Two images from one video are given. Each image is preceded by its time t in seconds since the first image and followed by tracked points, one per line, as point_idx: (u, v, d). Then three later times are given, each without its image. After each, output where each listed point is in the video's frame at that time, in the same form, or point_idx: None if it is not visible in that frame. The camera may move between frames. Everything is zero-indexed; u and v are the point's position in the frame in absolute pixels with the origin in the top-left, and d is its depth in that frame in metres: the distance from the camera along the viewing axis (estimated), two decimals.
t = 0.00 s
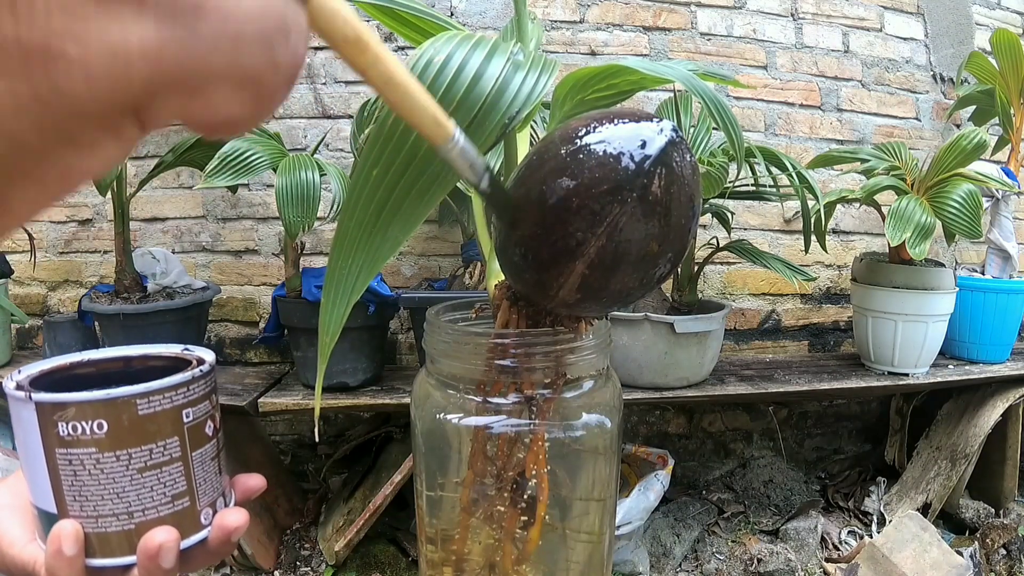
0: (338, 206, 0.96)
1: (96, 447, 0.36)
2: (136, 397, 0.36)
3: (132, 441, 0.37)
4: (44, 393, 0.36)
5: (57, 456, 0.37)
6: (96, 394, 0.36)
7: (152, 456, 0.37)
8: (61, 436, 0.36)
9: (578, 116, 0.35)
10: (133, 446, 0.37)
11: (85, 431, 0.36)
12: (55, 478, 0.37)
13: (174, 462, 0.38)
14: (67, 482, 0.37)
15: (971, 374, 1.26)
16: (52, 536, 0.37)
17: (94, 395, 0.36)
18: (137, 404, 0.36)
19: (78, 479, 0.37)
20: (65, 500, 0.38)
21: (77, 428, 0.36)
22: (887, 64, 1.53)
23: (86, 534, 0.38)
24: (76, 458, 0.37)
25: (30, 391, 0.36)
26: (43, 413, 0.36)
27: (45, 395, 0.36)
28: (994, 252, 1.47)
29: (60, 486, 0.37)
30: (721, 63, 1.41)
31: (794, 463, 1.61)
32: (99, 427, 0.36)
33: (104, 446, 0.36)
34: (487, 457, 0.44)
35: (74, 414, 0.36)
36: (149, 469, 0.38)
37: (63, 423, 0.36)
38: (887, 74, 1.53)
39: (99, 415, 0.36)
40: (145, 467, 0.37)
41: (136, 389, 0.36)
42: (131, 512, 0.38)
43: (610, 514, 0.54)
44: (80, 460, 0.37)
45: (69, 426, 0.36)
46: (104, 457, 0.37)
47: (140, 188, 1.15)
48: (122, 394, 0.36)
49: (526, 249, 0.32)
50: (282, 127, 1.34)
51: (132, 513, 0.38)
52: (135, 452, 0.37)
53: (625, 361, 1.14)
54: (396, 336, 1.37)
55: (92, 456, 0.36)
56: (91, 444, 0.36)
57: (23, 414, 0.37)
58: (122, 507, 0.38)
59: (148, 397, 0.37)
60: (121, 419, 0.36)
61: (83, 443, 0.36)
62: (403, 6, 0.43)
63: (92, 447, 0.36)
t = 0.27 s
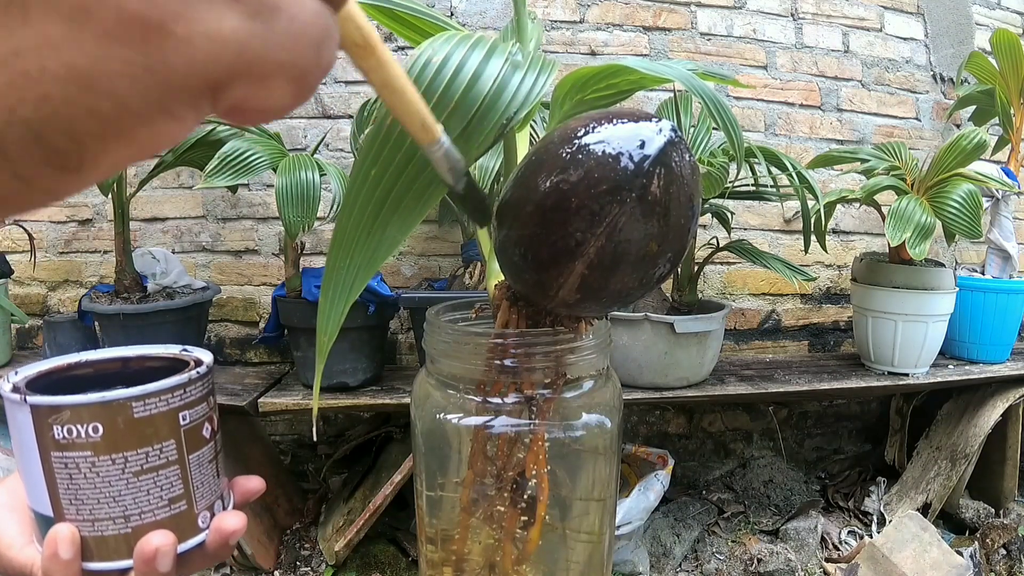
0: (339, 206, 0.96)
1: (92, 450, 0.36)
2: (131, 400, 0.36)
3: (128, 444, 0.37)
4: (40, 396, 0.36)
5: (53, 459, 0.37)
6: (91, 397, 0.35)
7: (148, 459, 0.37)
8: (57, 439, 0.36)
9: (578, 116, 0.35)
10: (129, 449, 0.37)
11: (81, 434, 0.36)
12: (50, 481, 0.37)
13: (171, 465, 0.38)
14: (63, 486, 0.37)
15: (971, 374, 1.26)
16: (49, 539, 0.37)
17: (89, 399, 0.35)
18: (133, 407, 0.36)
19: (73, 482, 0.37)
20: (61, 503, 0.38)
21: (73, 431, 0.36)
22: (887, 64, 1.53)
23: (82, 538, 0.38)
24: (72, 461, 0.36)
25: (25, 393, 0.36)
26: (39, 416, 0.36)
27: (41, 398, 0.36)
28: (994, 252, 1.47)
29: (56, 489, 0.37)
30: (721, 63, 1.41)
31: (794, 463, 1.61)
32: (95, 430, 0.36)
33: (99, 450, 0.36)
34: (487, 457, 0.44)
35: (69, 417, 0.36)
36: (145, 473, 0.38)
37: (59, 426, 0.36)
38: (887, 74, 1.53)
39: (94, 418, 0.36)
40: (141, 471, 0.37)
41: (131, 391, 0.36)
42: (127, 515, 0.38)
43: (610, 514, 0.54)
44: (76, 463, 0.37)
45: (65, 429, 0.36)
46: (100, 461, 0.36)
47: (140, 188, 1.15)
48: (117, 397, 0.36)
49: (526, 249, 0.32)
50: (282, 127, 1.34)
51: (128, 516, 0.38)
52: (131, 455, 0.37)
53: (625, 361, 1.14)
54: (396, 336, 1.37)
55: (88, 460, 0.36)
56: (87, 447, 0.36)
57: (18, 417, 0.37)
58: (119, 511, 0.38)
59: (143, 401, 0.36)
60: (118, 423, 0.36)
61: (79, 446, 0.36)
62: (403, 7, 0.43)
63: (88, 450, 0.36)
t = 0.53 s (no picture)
0: (339, 206, 0.97)
1: (90, 443, 0.36)
2: (129, 392, 0.36)
3: (126, 436, 0.37)
4: (39, 389, 0.36)
5: (52, 452, 0.37)
6: (89, 388, 0.36)
7: (146, 451, 0.37)
8: (56, 432, 0.36)
9: (578, 116, 0.35)
10: (127, 441, 0.37)
11: (79, 427, 0.36)
12: (49, 474, 0.37)
13: (169, 458, 0.38)
14: (62, 478, 0.37)
15: (971, 374, 1.26)
16: (47, 531, 0.37)
17: (88, 391, 0.36)
18: (131, 399, 0.36)
19: (72, 475, 0.37)
20: (60, 496, 0.38)
21: (71, 423, 0.36)
22: (887, 64, 1.53)
23: (81, 530, 0.38)
24: (71, 453, 0.37)
25: (24, 386, 0.36)
26: (37, 408, 0.36)
27: (40, 390, 0.36)
28: (994, 252, 1.47)
29: (56, 482, 0.37)
30: (721, 63, 1.41)
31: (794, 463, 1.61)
32: (93, 422, 0.36)
33: (98, 442, 0.36)
34: (488, 457, 0.44)
35: (68, 409, 0.36)
36: (144, 465, 0.38)
37: (57, 418, 0.36)
38: (887, 74, 1.53)
39: (92, 410, 0.36)
40: (140, 463, 0.37)
41: (128, 383, 0.36)
42: (126, 508, 0.38)
43: (610, 513, 0.54)
44: (74, 455, 0.37)
45: (63, 422, 0.36)
46: (98, 453, 0.37)
47: (140, 188, 1.15)
48: (115, 389, 0.36)
49: (526, 249, 0.32)
50: (282, 126, 1.34)
51: (127, 509, 0.38)
52: (129, 447, 0.37)
53: (625, 361, 1.14)
54: (396, 336, 1.37)
55: (86, 452, 0.36)
56: (85, 439, 0.36)
57: (17, 410, 0.37)
58: (117, 503, 0.38)
59: (141, 392, 0.37)
60: (115, 414, 0.36)
61: (77, 438, 0.36)
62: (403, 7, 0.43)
63: (87, 443, 0.36)
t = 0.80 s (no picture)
0: (339, 206, 0.97)
1: (90, 432, 0.36)
2: (128, 380, 0.36)
3: (125, 425, 0.37)
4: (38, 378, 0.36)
5: (51, 441, 0.37)
6: (89, 377, 0.36)
7: (145, 440, 0.37)
8: (55, 421, 0.36)
9: (578, 116, 0.35)
10: (126, 430, 0.37)
11: (78, 416, 0.36)
12: (48, 464, 0.37)
13: (168, 448, 0.38)
14: (60, 468, 0.37)
15: (971, 374, 1.26)
16: (46, 521, 0.37)
17: (87, 379, 0.36)
18: (130, 387, 0.36)
19: (71, 464, 0.37)
20: (59, 486, 0.38)
21: (71, 412, 0.36)
22: (887, 64, 1.53)
23: (80, 521, 0.38)
24: (70, 443, 0.37)
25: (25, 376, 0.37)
26: (37, 398, 0.36)
27: (40, 379, 0.36)
28: (994, 252, 1.47)
29: (55, 472, 0.37)
30: (721, 63, 1.41)
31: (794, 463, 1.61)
32: (92, 411, 0.36)
33: (97, 431, 0.36)
34: (487, 457, 0.44)
35: (67, 398, 0.36)
36: (143, 454, 0.38)
37: (56, 407, 0.36)
38: (887, 74, 1.53)
39: (92, 399, 0.36)
40: (139, 452, 0.37)
41: (128, 372, 0.36)
42: (125, 498, 0.38)
43: (610, 513, 0.54)
44: (73, 445, 0.37)
45: (62, 411, 0.36)
46: (97, 442, 0.37)
47: (140, 188, 1.15)
48: (114, 377, 0.36)
49: (526, 249, 0.32)
50: (282, 126, 1.34)
51: (126, 498, 0.38)
52: (128, 436, 0.37)
53: (625, 361, 1.14)
54: (396, 336, 1.37)
55: (85, 441, 0.36)
56: (84, 428, 0.36)
57: (17, 399, 0.37)
58: (116, 493, 0.38)
59: (141, 381, 0.37)
60: (115, 403, 0.36)
61: (76, 427, 0.36)
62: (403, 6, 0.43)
63: (86, 431, 0.36)
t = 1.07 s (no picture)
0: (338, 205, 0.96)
1: (90, 427, 0.36)
2: (129, 375, 0.36)
3: (125, 420, 0.37)
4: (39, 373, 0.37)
5: (51, 437, 0.37)
6: (90, 372, 0.36)
7: (146, 435, 0.37)
8: (56, 416, 0.36)
9: (579, 116, 0.35)
10: (126, 425, 0.37)
11: (79, 410, 0.36)
12: (49, 459, 0.37)
13: (169, 443, 0.38)
14: (61, 463, 0.37)
15: (971, 374, 1.26)
16: (47, 516, 0.37)
17: (88, 373, 0.36)
18: (130, 382, 0.36)
19: (72, 459, 0.37)
20: (60, 481, 0.38)
21: (72, 407, 0.36)
22: (887, 64, 1.53)
23: (80, 516, 0.38)
24: (71, 438, 0.37)
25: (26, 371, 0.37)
26: (38, 392, 0.36)
27: (40, 374, 0.36)
28: (994, 252, 1.47)
29: (55, 467, 0.37)
30: (721, 63, 1.41)
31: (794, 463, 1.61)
32: (93, 406, 0.36)
33: (97, 426, 0.36)
34: (487, 457, 0.44)
35: (68, 393, 0.36)
36: (143, 449, 0.38)
37: (57, 402, 0.36)
38: (887, 74, 1.53)
39: (93, 394, 0.36)
40: (139, 447, 0.37)
41: (129, 367, 0.37)
42: (125, 493, 0.38)
43: (610, 514, 0.54)
44: (74, 439, 0.37)
45: (63, 405, 0.36)
46: (98, 437, 0.37)
47: (140, 188, 1.15)
48: (115, 372, 0.36)
49: (526, 250, 0.32)
50: (282, 126, 1.34)
51: (126, 494, 0.38)
52: (129, 431, 0.37)
53: (625, 361, 1.14)
54: (396, 336, 1.37)
55: (86, 436, 0.37)
56: (85, 423, 0.36)
57: (18, 395, 0.37)
58: (116, 489, 0.38)
59: (141, 376, 0.37)
60: (114, 397, 0.36)
61: (77, 422, 0.36)
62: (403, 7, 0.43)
63: (86, 427, 0.36)
